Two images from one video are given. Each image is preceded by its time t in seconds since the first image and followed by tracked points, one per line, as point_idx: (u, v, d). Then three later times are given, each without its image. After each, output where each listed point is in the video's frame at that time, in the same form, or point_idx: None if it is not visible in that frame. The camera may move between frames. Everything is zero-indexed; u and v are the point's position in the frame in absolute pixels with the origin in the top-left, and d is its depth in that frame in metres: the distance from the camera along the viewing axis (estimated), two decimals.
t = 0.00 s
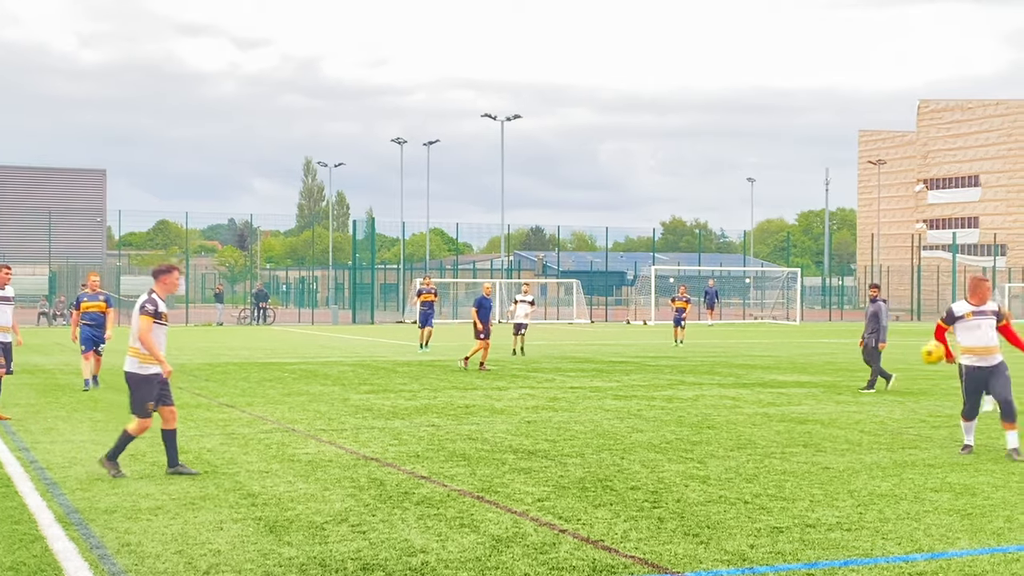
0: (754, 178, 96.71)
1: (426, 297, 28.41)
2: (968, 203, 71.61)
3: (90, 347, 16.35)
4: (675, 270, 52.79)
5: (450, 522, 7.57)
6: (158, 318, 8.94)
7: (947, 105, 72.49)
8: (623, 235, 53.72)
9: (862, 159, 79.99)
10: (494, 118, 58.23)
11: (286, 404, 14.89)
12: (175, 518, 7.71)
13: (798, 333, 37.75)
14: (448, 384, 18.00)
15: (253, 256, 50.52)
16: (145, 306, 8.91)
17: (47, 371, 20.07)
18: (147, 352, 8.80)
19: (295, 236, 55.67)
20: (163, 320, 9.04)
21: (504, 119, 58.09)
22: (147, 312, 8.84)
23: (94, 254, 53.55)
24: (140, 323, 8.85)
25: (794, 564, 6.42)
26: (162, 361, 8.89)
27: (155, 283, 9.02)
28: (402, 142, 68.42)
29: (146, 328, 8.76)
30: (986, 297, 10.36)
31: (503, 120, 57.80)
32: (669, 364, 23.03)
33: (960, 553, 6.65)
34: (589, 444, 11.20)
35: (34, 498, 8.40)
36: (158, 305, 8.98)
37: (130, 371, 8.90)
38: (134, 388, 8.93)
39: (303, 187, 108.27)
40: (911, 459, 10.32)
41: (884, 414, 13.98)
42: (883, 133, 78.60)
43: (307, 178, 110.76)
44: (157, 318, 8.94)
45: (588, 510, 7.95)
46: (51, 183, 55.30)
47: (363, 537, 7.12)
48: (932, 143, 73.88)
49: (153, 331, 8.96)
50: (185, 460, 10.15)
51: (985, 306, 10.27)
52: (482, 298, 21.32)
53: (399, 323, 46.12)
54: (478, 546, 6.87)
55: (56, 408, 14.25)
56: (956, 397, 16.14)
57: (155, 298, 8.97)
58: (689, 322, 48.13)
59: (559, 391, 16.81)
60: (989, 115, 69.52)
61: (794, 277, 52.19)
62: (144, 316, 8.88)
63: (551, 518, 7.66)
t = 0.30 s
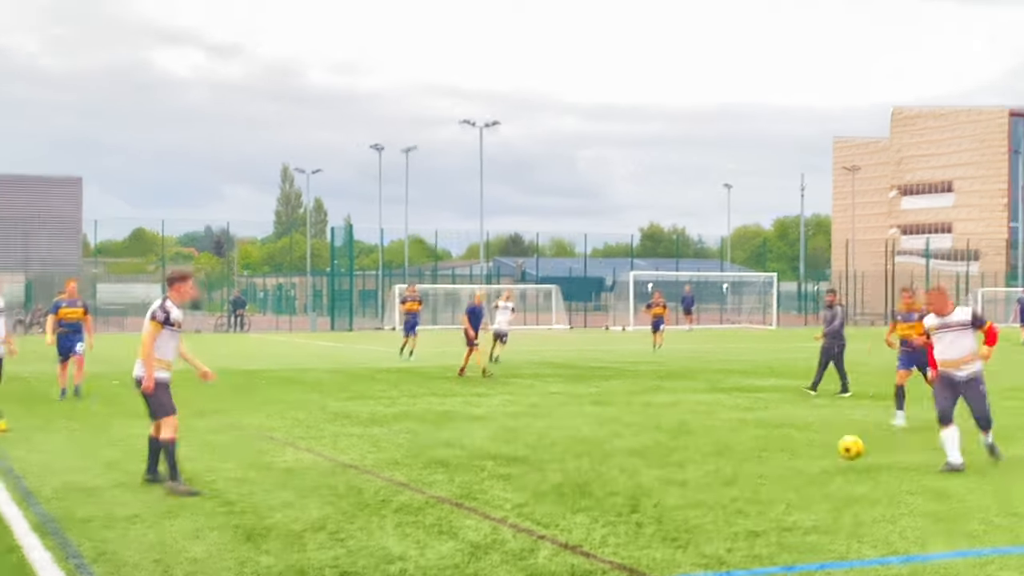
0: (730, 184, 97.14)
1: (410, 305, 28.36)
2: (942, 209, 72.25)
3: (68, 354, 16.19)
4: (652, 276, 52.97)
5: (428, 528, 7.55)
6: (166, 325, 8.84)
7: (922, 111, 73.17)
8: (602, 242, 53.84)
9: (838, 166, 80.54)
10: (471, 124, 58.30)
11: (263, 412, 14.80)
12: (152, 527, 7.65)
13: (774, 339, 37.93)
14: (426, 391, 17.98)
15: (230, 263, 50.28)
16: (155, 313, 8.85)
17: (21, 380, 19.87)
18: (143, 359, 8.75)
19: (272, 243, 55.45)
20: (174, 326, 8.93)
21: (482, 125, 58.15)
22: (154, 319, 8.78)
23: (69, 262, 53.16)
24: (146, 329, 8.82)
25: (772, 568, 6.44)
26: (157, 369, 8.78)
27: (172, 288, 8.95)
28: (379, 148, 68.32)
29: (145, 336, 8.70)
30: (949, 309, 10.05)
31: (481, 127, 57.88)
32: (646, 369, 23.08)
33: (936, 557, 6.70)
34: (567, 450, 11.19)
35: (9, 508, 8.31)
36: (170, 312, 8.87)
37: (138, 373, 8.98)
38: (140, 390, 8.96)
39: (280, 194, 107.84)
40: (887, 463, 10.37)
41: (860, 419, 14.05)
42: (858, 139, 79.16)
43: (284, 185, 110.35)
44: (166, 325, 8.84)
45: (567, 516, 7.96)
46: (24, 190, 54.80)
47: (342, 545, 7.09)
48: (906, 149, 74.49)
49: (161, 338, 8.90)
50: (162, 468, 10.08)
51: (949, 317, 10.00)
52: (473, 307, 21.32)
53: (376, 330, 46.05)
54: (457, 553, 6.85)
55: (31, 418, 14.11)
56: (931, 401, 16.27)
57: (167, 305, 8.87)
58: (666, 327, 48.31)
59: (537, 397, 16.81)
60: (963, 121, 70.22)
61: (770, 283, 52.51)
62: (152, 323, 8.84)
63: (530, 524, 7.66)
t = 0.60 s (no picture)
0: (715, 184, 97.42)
1: (401, 304, 28.31)
2: (926, 208, 72.58)
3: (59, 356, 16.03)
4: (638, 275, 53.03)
5: (415, 530, 7.53)
6: (178, 333, 8.59)
7: (905, 111, 73.56)
8: (587, 241, 53.85)
9: (823, 165, 80.79)
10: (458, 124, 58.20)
11: (249, 413, 14.76)
12: (136, 529, 7.61)
13: (760, 338, 38.02)
14: (411, 391, 17.94)
15: (215, 264, 50.06)
16: (166, 319, 8.57)
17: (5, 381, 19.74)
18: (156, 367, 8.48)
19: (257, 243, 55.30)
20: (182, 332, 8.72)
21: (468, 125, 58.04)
22: (168, 328, 8.51)
23: (52, 263, 52.81)
24: (158, 334, 8.52)
25: (758, 569, 6.44)
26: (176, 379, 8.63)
27: (179, 292, 8.67)
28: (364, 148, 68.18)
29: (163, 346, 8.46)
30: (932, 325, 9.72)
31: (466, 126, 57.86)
32: (633, 369, 23.09)
33: (922, 556, 6.71)
34: (553, 450, 11.19)
35: None
36: (180, 319, 8.62)
37: (140, 378, 8.65)
38: (140, 395, 8.66)
39: (265, 194, 107.52)
40: (871, 462, 10.41)
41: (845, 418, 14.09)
42: (843, 138, 79.44)
43: (268, 185, 109.94)
44: (177, 333, 8.60)
45: (553, 516, 7.95)
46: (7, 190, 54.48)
47: (327, 546, 7.07)
48: (891, 148, 74.80)
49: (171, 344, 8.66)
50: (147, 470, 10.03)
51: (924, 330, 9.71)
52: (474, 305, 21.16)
53: (362, 330, 45.95)
54: (443, 553, 6.84)
55: (15, 419, 14.01)
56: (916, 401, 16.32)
57: (178, 311, 8.61)
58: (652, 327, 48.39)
59: (524, 397, 16.80)
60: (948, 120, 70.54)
61: (756, 282, 52.65)
62: (163, 329, 8.55)
63: (516, 524, 7.65)
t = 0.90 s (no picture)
0: (713, 187, 97.32)
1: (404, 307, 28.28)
2: (924, 210, 72.61)
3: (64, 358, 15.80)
4: (636, 278, 52.97)
5: (412, 532, 7.53)
6: (181, 334, 8.64)
7: (903, 113, 73.68)
8: (585, 244, 53.86)
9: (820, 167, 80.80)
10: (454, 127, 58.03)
11: (247, 416, 14.72)
12: (134, 532, 7.61)
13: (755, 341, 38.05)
14: (409, 394, 17.95)
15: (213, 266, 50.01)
16: (170, 320, 8.60)
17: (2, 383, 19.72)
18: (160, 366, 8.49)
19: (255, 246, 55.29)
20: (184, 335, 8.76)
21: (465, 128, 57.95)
22: (171, 328, 8.55)
23: (50, 267, 52.78)
24: (162, 335, 8.55)
25: (755, 571, 6.44)
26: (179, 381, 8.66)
27: (182, 295, 8.71)
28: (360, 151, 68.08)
29: (166, 347, 8.50)
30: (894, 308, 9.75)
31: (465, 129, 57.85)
32: (630, 371, 23.05)
33: (920, 558, 6.72)
34: (551, 452, 11.19)
35: None
36: (183, 321, 8.68)
37: (141, 379, 8.63)
38: (137, 394, 8.65)
39: (262, 197, 107.48)
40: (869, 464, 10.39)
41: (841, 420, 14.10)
42: (840, 140, 79.49)
43: (265, 188, 109.90)
44: (180, 335, 8.65)
45: (551, 518, 7.95)
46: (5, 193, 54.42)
47: (325, 549, 7.06)
48: (888, 150, 74.86)
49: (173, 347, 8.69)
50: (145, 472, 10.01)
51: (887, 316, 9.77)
52: (491, 307, 21.21)
53: (360, 333, 45.93)
54: (441, 556, 6.84)
55: (13, 421, 13.98)
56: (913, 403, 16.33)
57: (181, 312, 8.66)
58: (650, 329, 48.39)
59: (521, 400, 16.81)
60: (945, 123, 70.72)
61: (754, 284, 52.66)
62: (167, 330, 8.57)
63: (514, 527, 7.66)
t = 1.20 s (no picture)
0: (711, 188, 97.36)
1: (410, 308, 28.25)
2: (922, 211, 72.59)
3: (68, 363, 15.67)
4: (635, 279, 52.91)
5: (411, 533, 7.52)
6: (180, 338, 8.61)
7: (901, 114, 73.68)
8: (584, 245, 53.82)
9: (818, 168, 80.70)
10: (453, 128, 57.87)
11: (245, 418, 14.71)
12: (132, 533, 7.61)
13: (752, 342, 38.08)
14: (408, 395, 17.95)
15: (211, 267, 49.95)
16: (169, 323, 8.58)
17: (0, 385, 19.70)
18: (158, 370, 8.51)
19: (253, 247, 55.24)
20: (183, 338, 8.73)
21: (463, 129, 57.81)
22: (169, 331, 8.52)
23: (48, 268, 52.68)
24: (160, 338, 8.53)
25: (754, 572, 6.44)
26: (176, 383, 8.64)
27: (182, 296, 8.67)
28: (359, 152, 68.02)
29: (161, 349, 8.48)
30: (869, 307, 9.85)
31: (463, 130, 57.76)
32: (628, 372, 23.04)
33: (919, 559, 6.72)
34: (550, 454, 11.19)
35: None
36: (182, 324, 8.65)
37: (138, 381, 8.64)
38: (135, 396, 8.65)
39: (260, 198, 107.38)
40: (867, 465, 10.39)
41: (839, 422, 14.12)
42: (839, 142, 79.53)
43: (264, 189, 109.88)
44: (179, 338, 8.62)
45: (550, 520, 7.95)
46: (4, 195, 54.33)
47: (324, 550, 7.06)
48: (886, 151, 74.87)
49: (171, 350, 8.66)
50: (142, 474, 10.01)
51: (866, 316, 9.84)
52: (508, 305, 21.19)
53: (358, 335, 45.92)
54: (440, 558, 6.83)
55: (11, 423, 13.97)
56: (911, 404, 16.34)
57: (181, 315, 8.62)
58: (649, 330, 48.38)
59: (519, 401, 16.81)
60: (943, 124, 70.77)
61: (752, 284, 52.65)
62: (165, 333, 8.55)
63: (512, 528, 7.65)
